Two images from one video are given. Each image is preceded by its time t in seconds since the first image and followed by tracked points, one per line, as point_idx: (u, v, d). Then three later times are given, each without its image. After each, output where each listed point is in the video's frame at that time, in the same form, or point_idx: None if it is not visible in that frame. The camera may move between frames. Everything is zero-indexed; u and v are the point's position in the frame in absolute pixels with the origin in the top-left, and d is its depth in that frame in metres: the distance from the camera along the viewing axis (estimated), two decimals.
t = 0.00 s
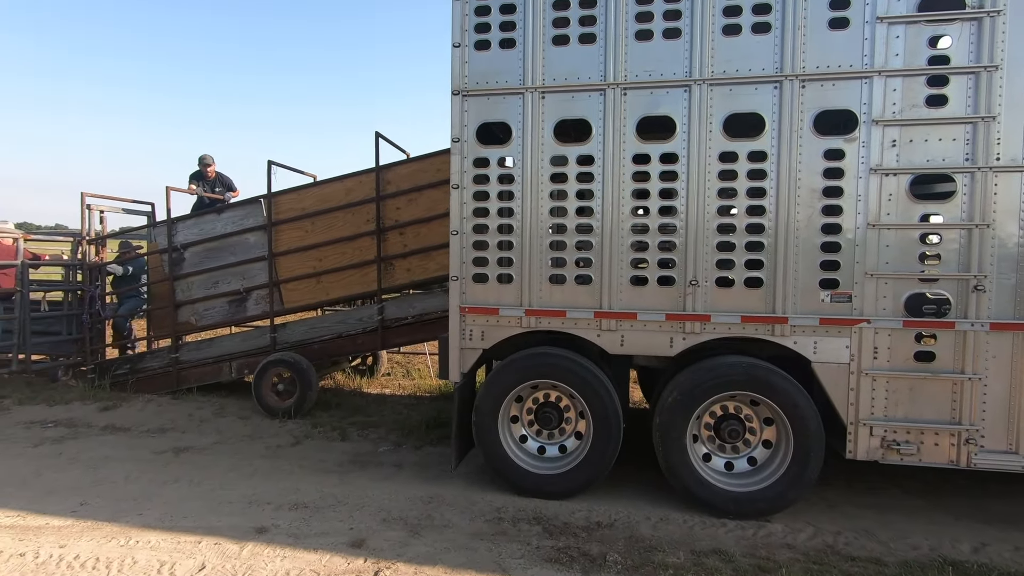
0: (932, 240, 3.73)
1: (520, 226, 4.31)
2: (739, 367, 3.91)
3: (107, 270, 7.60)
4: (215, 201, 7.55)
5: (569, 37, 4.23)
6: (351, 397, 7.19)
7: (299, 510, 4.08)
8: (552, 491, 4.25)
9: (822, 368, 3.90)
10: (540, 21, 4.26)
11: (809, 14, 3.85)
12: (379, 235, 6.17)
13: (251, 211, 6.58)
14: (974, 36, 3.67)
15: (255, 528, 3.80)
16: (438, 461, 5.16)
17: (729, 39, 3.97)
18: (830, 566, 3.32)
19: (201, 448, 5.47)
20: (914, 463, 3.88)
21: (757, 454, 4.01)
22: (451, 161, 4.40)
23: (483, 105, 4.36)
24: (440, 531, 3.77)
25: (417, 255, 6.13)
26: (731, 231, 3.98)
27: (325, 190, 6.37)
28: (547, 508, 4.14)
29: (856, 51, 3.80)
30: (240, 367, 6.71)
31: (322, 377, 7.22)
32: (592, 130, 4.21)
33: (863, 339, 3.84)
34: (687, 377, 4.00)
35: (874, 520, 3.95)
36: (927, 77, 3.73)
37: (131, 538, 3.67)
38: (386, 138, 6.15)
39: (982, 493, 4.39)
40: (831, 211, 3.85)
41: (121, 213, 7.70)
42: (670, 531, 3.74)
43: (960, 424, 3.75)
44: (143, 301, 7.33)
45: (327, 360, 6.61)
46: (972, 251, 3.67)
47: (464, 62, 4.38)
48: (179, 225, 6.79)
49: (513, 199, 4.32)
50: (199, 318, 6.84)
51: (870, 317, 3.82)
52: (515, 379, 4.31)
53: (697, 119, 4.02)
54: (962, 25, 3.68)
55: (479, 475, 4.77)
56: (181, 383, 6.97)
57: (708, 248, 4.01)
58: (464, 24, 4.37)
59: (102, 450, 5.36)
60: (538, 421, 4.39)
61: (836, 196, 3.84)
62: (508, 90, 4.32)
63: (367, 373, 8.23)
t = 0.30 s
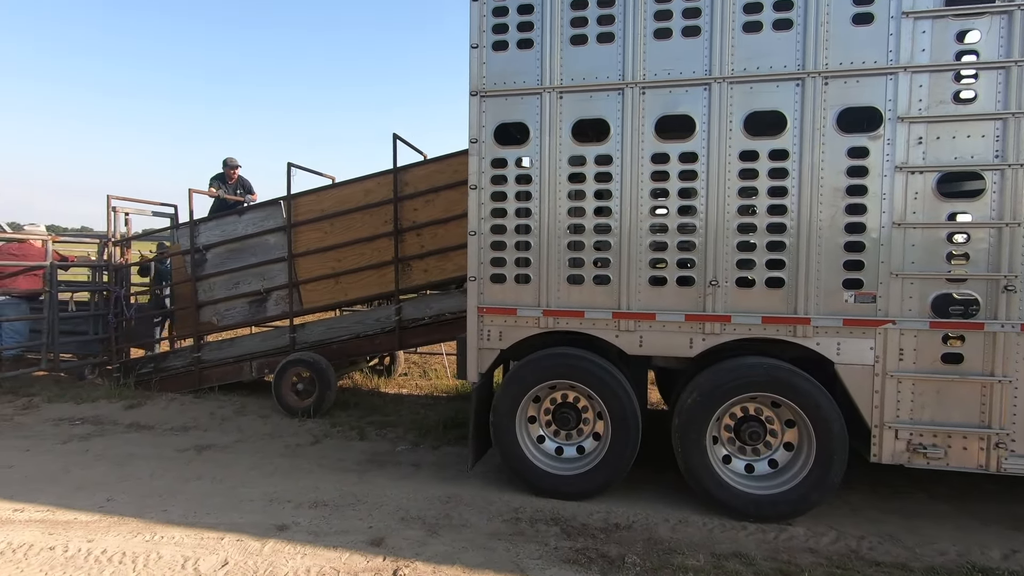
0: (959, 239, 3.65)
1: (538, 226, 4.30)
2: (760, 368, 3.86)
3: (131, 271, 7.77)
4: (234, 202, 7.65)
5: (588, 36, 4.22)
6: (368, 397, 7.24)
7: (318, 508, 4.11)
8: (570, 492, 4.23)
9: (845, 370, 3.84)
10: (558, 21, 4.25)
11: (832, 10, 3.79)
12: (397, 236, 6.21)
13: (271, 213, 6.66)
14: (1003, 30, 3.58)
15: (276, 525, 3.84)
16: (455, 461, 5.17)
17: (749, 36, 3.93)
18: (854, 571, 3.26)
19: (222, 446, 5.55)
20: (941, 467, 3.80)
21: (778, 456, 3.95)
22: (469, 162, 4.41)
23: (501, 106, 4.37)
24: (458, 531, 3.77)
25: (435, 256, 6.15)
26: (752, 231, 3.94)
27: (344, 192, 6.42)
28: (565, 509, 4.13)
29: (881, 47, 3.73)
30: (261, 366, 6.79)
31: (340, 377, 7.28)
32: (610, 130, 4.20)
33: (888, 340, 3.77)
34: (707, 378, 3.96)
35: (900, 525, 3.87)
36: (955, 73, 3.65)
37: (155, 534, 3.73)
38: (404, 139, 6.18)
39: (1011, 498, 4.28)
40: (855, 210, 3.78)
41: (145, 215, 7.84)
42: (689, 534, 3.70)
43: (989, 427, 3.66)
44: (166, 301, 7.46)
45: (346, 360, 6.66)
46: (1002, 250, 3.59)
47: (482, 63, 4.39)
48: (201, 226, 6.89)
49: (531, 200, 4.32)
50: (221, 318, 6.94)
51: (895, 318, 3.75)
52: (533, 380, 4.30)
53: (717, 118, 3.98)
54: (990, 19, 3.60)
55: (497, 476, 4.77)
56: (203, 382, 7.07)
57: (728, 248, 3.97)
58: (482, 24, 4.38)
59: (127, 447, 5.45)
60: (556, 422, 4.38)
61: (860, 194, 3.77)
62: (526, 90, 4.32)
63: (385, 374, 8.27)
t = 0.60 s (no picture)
0: (994, 237, 3.55)
1: (558, 224, 4.28)
2: (784, 368, 3.80)
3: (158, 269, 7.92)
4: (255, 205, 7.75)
5: (608, 33, 4.18)
6: (388, 395, 7.28)
7: (339, 505, 4.15)
8: (589, 492, 4.21)
9: (873, 371, 3.76)
10: (579, 18, 4.22)
11: (860, 3, 3.71)
12: (417, 235, 6.23)
13: (293, 212, 6.73)
14: None
15: (299, 521, 3.88)
16: (474, 460, 5.17)
17: (774, 31, 3.86)
18: None
19: (246, 442, 5.62)
20: (974, 471, 3.69)
21: (803, 458, 3.88)
22: (489, 160, 4.41)
23: (521, 104, 4.36)
24: (477, 529, 3.77)
25: (454, 255, 6.16)
26: (777, 229, 3.87)
27: (365, 191, 6.46)
28: (584, 508, 4.10)
29: (911, 40, 3.64)
30: (283, 364, 6.87)
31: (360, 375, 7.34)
32: (631, 127, 4.16)
33: (918, 341, 3.68)
34: (730, 378, 3.91)
35: (929, 530, 3.77)
36: (989, 65, 3.55)
37: (182, 527, 3.79)
38: (424, 138, 6.20)
39: None
40: (884, 207, 3.70)
41: (171, 215, 7.98)
42: (711, 536, 3.66)
43: None
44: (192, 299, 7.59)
45: (366, 358, 6.71)
46: None
47: (502, 61, 4.38)
48: (225, 226, 6.99)
49: (551, 198, 4.30)
50: (244, 315, 7.04)
51: (926, 318, 3.66)
52: (553, 379, 4.29)
53: (741, 114, 3.92)
54: None
55: (516, 475, 4.76)
56: (227, 379, 7.19)
57: (752, 246, 3.91)
58: (502, 23, 4.37)
59: (154, 442, 5.56)
60: (575, 421, 4.35)
61: (889, 191, 3.69)
62: (546, 88, 4.30)
63: (404, 372, 8.32)
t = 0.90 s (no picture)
0: None
1: (583, 217, 4.24)
2: (814, 364, 3.72)
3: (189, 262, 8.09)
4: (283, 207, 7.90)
5: (635, 22, 4.12)
6: (412, 388, 7.34)
7: (365, 495, 4.19)
8: (613, 487, 4.18)
9: (909, 368, 3.65)
10: (605, 8, 4.16)
11: None
12: (441, 228, 6.24)
13: (319, 206, 6.79)
14: None
15: (325, 510, 3.93)
16: (498, 453, 5.18)
17: (808, 17, 3.76)
18: None
19: (274, 431, 5.72)
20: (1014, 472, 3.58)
21: (833, 456, 3.80)
22: (513, 153, 4.38)
23: (546, 95, 4.32)
24: (501, 521, 3.78)
25: (478, 249, 6.16)
26: (808, 221, 3.78)
27: (389, 184, 6.49)
28: (608, 503, 4.08)
29: (952, 25, 3.52)
30: (309, 356, 6.97)
31: (384, 367, 7.40)
32: (658, 118, 4.09)
33: (956, 337, 3.56)
34: (758, 374, 3.84)
35: (965, 532, 3.67)
36: None
37: (213, 514, 3.87)
38: (448, 131, 6.19)
39: None
40: (921, 198, 3.58)
41: (201, 209, 8.13)
42: (738, 534, 3.60)
43: None
44: (222, 292, 7.74)
45: (390, 351, 6.76)
46: None
47: (527, 52, 4.35)
48: (253, 219, 7.09)
49: (576, 190, 4.26)
50: (271, 308, 7.15)
51: (965, 313, 3.54)
52: (577, 373, 4.26)
53: (772, 103, 3.83)
54: None
55: (539, 468, 4.76)
56: (255, 370, 7.32)
57: (782, 239, 3.83)
58: (527, 13, 4.33)
59: (186, 430, 5.69)
60: (599, 416, 4.33)
61: (927, 181, 3.57)
62: (572, 79, 4.25)
63: (427, 364, 8.37)
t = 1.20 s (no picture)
0: None
1: (615, 209, 4.18)
2: (857, 359, 3.59)
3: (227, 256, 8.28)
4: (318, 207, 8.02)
5: (670, 8, 4.02)
6: (443, 380, 7.38)
7: (398, 485, 4.22)
8: (645, 482, 4.12)
9: (959, 364, 3.50)
10: None
11: None
12: (471, 221, 6.23)
13: (351, 200, 6.85)
14: None
15: (359, 499, 3.98)
16: (529, 445, 5.17)
17: None
18: None
19: (309, 421, 5.82)
20: None
21: (876, 455, 3.67)
22: (544, 144, 4.34)
23: (577, 85, 4.25)
24: (532, 514, 3.77)
25: (508, 241, 6.14)
26: (852, 210, 3.64)
27: (419, 177, 6.51)
28: (640, 498, 4.02)
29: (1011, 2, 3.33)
30: (342, 348, 7.08)
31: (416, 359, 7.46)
32: (693, 106, 3.99)
33: (1011, 332, 3.40)
34: (796, 369, 3.73)
35: (1018, 535, 3.51)
36: None
37: (252, 500, 3.95)
38: (478, 124, 6.16)
39: None
40: (975, 185, 3.42)
41: (238, 204, 8.30)
42: (776, 532, 3.51)
43: None
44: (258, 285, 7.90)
45: (421, 343, 6.81)
46: None
47: (558, 41, 4.29)
48: (287, 214, 7.20)
49: (607, 181, 4.19)
50: (305, 300, 7.26)
51: (1022, 306, 3.37)
52: (608, 366, 4.21)
53: (814, 88, 3.69)
54: None
55: (571, 461, 4.73)
56: (290, 361, 7.45)
57: (823, 230, 3.70)
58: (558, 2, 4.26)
59: (225, 419, 5.82)
60: (631, 410, 4.27)
61: (981, 168, 3.40)
62: (604, 68, 4.18)
63: (458, 357, 8.40)
